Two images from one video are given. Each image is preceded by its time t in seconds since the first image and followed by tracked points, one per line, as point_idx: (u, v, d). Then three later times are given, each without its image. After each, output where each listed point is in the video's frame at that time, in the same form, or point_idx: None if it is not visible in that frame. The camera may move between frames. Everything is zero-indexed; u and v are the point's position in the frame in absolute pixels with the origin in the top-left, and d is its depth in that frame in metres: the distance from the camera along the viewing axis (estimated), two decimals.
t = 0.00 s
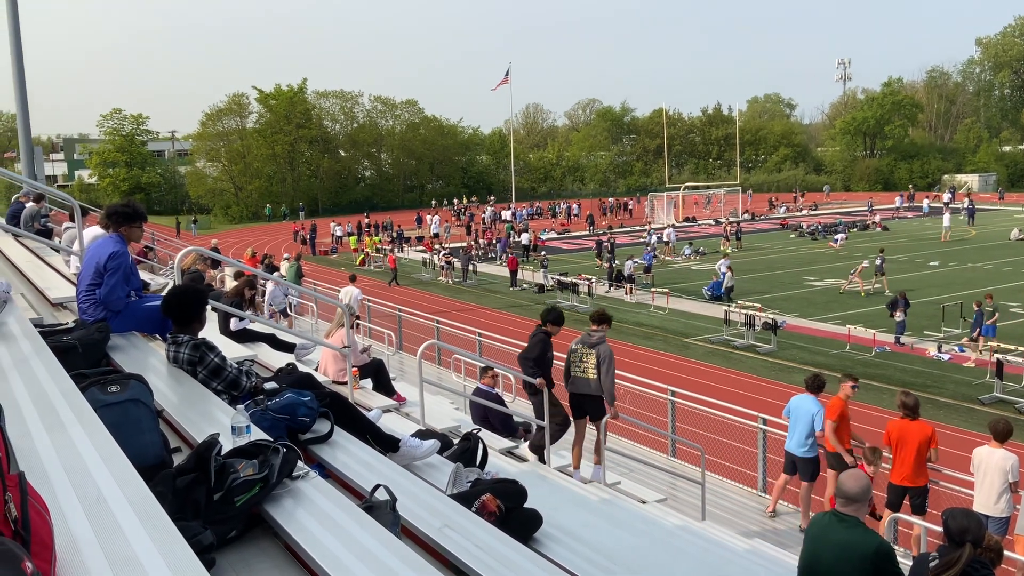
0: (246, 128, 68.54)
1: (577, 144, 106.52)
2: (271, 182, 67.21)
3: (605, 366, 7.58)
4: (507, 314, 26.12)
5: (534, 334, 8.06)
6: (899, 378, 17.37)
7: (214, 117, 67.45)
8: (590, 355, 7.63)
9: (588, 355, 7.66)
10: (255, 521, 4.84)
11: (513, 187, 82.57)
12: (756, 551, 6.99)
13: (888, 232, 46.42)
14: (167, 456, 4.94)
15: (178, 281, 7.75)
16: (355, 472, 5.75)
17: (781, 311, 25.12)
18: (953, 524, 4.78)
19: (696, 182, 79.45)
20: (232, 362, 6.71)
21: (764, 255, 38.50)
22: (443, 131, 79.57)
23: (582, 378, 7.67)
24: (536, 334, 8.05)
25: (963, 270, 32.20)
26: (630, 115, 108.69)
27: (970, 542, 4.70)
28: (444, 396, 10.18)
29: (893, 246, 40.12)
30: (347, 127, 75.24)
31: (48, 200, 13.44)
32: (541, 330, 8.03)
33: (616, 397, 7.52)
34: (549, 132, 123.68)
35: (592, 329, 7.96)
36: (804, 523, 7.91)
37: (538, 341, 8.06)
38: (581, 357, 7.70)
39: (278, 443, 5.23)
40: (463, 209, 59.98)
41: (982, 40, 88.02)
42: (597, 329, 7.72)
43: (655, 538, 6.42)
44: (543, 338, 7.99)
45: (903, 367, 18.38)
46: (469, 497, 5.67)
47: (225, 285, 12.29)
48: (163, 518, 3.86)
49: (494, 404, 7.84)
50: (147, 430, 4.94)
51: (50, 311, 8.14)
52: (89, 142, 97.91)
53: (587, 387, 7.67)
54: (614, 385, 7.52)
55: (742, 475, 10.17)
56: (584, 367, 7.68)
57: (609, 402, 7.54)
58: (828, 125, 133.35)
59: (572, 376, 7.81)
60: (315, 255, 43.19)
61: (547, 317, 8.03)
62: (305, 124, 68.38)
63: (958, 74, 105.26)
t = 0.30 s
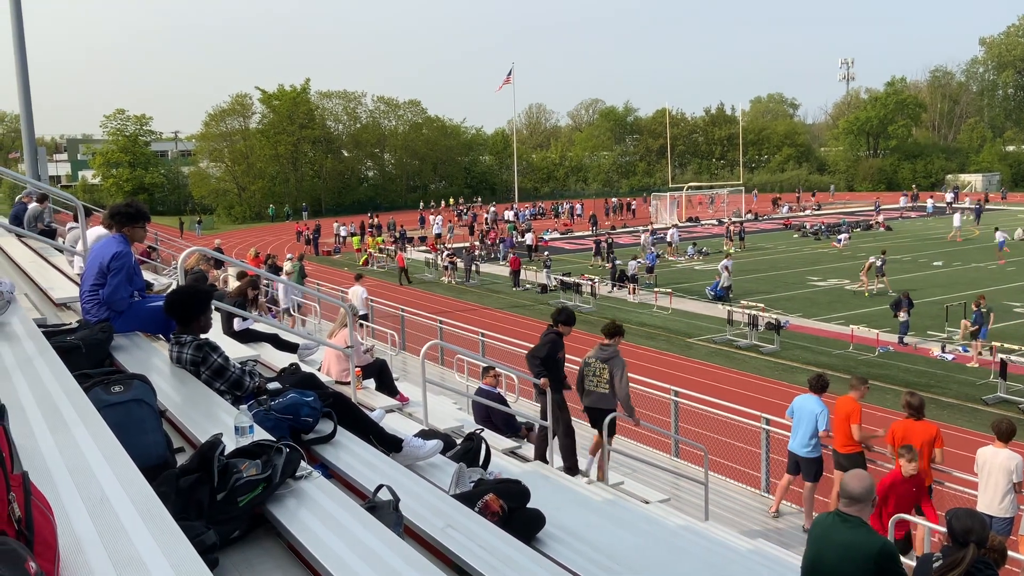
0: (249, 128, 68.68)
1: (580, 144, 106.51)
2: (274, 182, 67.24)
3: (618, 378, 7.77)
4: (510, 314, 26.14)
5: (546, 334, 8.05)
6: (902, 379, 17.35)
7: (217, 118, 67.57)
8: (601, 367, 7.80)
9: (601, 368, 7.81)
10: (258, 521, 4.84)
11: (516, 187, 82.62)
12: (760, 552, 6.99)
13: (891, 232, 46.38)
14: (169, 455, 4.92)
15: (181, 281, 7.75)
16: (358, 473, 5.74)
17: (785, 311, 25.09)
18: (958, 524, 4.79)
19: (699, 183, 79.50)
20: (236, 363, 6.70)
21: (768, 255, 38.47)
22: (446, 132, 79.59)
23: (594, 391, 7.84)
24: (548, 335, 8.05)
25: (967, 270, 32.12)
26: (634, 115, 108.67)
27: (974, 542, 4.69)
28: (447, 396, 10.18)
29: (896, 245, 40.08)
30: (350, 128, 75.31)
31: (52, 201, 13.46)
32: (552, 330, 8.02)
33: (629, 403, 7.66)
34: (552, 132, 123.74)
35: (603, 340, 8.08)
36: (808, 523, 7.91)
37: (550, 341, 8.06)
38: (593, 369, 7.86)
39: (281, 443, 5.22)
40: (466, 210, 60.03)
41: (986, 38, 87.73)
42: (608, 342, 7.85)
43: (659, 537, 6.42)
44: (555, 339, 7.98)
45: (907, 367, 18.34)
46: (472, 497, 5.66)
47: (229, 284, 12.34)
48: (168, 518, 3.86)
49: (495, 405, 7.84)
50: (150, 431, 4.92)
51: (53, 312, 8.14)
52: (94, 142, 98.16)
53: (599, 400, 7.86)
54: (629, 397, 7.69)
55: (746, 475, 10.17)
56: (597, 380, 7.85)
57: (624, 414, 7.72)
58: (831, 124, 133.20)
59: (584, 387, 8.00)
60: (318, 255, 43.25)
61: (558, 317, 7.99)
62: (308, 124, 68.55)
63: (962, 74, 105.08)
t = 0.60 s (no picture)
0: (251, 128, 68.72)
1: (582, 144, 106.53)
2: (276, 183, 67.21)
3: (624, 377, 7.89)
4: (512, 315, 26.15)
5: (559, 339, 7.93)
6: (905, 379, 17.35)
7: (219, 118, 67.56)
8: (609, 365, 7.97)
9: (608, 366, 8.00)
10: (260, 521, 4.84)
11: (518, 187, 82.57)
12: (761, 553, 6.98)
13: (892, 232, 46.40)
14: (171, 456, 4.92)
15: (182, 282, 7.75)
16: (360, 474, 5.74)
17: (786, 311, 25.11)
18: (959, 525, 4.78)
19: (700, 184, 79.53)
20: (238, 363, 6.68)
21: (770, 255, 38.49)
22: (447, 132, 79.56)
23: (602, 388, 8.11)
24: (560, 340, 7.94)
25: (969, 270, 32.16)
26: (636, 115, 108.68)
27: (976, 543, 4.68)
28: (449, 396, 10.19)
29: (898, 246, 40.10)
30: (352, 128, 75.34)
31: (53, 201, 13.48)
32: (564, 335, 7.93)
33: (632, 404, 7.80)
34: (553, 132, 123.79)
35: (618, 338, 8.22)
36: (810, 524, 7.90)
37: (560, 346, 7.94)
38: (604, 369, 8.05)
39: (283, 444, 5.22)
40: (467, 210, 60.06)
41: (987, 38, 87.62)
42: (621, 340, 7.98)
43: (660, 538, 6.41)
44: (565, 346, 7.87)
45: (909, 367, 18.33)
46: (473, 498, 5.65)
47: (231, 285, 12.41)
48: (169, 519, 3.85)
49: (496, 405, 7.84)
50: (152, 431, 4.92)
51: (55, 312, 8.16)
52: (96, 143, 98.29)
53: (605, 398, 8.10)
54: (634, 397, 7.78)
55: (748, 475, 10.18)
56: (604, 378, 8.07)
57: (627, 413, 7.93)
58: (833, 125, 133.20)
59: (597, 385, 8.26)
60: (320, 256, 43.27)
61: (570, 323, 7.87)
62: (310, 125, 68.60)
63: (963, 74, 105.05)
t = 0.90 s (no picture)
0: (252, 129, 68.76)
1: (583, 145, 106.52)
2: (277, 184, 67.20)
3: (635, 381, 7.96)
4: (513, 316, 26.16)
5: (572, 345, 7.78)
6: (906, 379, 17.35)
7: (219, 119, 67.56)
8: (621, 373, 8.05)
9: (620, 373, 8.08)
10: (261, 523, 4.83)
11: (519, 188, 82.55)
12: (762, 553, 6.98)
13: (893, 232, 46.40)
14: (173, 456, 4.92)
15: (185, 282, 7.77)
16: (360, 474, 5.73)
17: (788, 312, 25.10)
18: (961, 525, 4.75)
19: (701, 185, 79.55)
20: (239, 365, 6.68)
21: (771, 256, 38.48)
22: (448, 133, 79.51)
23: (615, 398, 8.12)
24: (573, 345, 7.78)
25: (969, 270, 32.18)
26: (636, 116, 108.68)
27: (978, 544, 4.66)
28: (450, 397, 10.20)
29: (899, 246, 40.11)
30: (353, 129, 75.39)
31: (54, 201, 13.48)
32: (576, 340, 7.80)
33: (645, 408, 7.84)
34: (554, 133, 123.86)
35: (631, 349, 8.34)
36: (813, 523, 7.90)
37: (574, 351, 7.79)
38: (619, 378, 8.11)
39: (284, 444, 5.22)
40: (468, 210, 60.06)
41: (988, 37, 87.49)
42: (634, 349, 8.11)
43: (660, 537, 6.42)
44: (577, 351, 7.73)
45: (910, 368, 18.31)
46: (474, 499, 5.64)
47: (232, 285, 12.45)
48: (170, 521, 3.84)
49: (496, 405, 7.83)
50: (153, 432, 4.91)
51: (56, 313, 8.17)
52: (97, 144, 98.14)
53: (619, 406, 8.09)
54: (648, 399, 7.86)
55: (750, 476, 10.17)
56: (619, 387, 8.11)
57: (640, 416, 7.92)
58: (834, 125, 133.20)
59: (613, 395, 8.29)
60: (321, 256, 43.28)
61: (584, 327, 7.76)
62: (310, 125, 68.69)
63: (964, 74, 105.08)
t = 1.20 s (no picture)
0: (252, 130, 68.86)
1: (584, 145, 106.56)
2: (278, 184, 67.23)
3: (656, 388, 7.90)
4: (514, 316, 26.18)
5: (585, 351, 7.76)
6: (906, 379, 17.35)
7: (220, 120, 67.66)
8: (641, 380, 8.00)
9: (640, 380, 8.03)
10: (261, 523, 4.83)
11: (519, 188, 82.53)
12: (762, 553, 6.98)
13: (894, 233, 46.41)
14: (173, 457, 4.90)
15: (186, 283, 7.75)
16: (361, 474, 5.73)
17: (789, 312, 25.10)
18: (962, 525, 4.75)
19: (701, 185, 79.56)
20: (240, 365, 6.66)
21: (772, 256, 38.48)
22: (448, 134, 79.53)
23: (634, 402, 8.08)
24: (586, 352, 7.76)
25: (970, 270, 32.23)
26: (637, 116, 108.68)
27: (978, 544, 4.66)
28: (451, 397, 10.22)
29: (900, 246, 40.10)
30: (353, 130, 75.41)
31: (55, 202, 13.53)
32: (589, 347, 7.78)
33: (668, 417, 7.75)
34: (555, 133, 123.89)
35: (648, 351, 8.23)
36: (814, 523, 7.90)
37: (587, 358, 7.77)
38: (637, 385, 8.06)
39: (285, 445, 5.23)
40: (469, 211, 60.09)
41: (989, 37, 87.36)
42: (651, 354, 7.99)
43: (660, 538, 6.42)
44: (591, 357, 7.70)
45: (911, 368, 18.30)
46: (475, 499, 5.65)
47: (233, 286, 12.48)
48: (170, 520, 3.84)
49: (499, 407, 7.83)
50: (153, 432, 4.91)
51: (56, 313, 8.20)
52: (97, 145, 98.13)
53: (640, 410, 8.04)
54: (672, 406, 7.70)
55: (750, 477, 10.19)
56: (638, 393, 8.06)
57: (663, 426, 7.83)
58: (835, 126, 133.24)
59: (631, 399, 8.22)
60: (322, 257, 43.32)
61: (597, 333, 7.73)
62: (311, 126, 68.63)
63: (965, 74, 105.06)
